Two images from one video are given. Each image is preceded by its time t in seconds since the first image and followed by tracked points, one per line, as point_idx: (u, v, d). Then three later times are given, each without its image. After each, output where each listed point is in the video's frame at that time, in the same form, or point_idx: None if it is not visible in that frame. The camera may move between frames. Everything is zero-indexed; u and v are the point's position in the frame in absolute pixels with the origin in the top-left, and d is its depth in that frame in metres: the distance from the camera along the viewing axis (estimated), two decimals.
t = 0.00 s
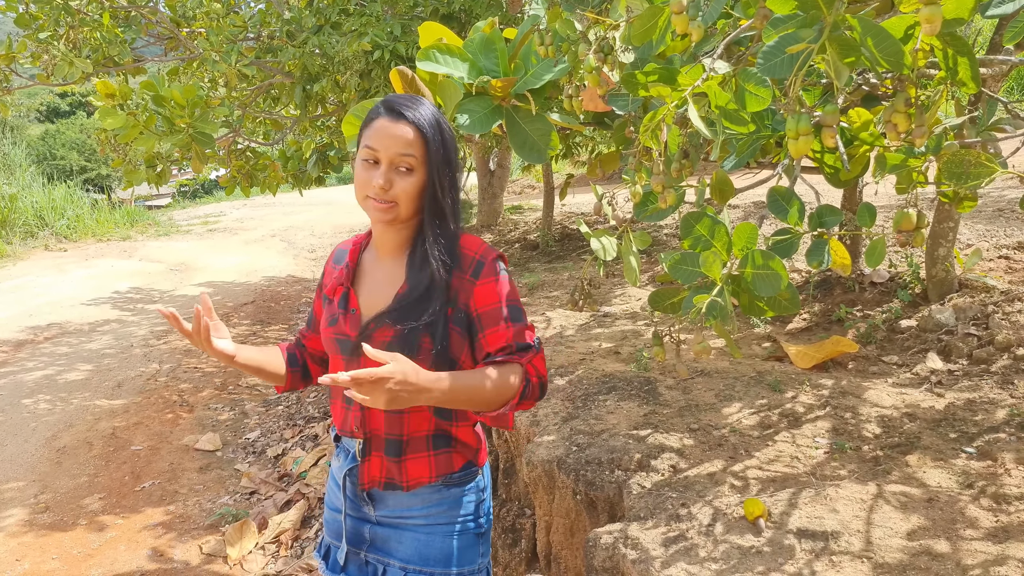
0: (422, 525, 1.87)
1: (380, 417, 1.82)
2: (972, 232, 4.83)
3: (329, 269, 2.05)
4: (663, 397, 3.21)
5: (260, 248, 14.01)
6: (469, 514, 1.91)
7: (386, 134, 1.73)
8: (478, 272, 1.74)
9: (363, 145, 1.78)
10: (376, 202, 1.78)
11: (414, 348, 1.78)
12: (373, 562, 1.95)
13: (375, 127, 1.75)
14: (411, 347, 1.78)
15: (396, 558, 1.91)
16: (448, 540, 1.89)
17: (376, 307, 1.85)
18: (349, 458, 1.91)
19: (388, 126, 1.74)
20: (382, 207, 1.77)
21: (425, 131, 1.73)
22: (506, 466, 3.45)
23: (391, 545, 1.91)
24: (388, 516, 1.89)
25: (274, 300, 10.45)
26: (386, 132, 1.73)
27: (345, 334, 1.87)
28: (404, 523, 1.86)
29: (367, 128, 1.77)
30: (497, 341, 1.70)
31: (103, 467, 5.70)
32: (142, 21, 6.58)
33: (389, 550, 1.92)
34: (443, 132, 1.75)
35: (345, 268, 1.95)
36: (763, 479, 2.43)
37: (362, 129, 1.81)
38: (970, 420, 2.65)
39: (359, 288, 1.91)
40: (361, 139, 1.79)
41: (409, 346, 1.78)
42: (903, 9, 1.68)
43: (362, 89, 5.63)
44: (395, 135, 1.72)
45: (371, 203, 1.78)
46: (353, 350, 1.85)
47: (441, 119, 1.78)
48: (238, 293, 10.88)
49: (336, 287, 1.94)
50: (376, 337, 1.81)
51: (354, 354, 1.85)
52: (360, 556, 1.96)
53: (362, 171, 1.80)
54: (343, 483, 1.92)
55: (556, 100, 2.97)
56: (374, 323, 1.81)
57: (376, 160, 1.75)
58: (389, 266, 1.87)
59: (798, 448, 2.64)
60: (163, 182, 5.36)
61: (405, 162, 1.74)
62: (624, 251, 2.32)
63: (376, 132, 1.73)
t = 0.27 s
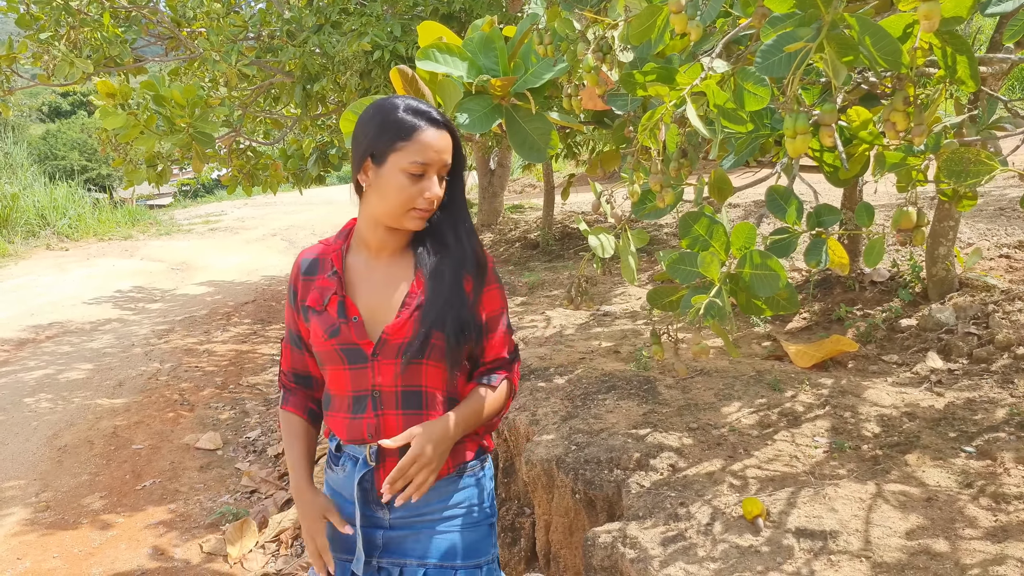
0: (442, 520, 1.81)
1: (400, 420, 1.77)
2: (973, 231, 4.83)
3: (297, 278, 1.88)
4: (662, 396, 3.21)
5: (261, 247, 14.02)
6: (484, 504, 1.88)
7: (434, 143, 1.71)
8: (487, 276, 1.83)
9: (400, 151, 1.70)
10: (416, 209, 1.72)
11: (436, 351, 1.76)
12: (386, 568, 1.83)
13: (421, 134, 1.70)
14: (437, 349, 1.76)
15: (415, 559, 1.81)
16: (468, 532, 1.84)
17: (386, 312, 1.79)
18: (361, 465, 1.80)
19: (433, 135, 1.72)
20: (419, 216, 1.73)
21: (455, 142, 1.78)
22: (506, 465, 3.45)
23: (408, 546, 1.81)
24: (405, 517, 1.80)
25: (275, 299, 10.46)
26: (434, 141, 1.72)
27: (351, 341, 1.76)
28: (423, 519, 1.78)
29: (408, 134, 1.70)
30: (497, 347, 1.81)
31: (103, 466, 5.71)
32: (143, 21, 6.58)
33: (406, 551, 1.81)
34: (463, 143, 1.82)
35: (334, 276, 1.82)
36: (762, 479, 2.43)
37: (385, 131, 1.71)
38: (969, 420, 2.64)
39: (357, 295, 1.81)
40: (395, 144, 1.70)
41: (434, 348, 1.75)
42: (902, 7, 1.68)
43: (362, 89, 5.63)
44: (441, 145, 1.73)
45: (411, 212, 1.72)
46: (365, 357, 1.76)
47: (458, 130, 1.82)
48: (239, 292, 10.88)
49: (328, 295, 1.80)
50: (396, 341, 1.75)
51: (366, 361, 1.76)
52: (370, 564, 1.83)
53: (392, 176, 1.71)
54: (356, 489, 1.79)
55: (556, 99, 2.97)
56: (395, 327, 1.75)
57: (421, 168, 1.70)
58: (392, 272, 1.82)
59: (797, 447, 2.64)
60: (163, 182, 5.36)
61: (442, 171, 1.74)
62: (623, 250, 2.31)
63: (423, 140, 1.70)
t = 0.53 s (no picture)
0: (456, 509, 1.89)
1: (420, 417, 1.81)
2: (976, 231, 4.81)
3: (293, 280, 1.76)
4: (664, 396, 3.21)
5: (264, 248, 14.04)
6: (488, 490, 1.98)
7: (463, 151, 1.72)
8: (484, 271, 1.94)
9: (434, 159, 1.67)
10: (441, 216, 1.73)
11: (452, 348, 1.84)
12: (403, 564, 1.86)
13: (452, 142, 1.70)
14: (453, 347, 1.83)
15: (432, 548, 1.88)
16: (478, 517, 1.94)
17: (402, 312, 1.80)
18: (378, 469, 1.79)
19: (461, 142, 1.72)
20: (442, 222, 1.74)
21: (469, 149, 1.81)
22: (508, 466, 3.44)
23: (425, 537, 1.87)
24: (422, 511, 1.85)
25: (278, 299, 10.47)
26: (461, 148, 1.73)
27: (371, 345, 1.74)
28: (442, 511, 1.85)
29: (441, 143, 1.68)
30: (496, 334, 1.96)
31: (107, 466, 5.72)
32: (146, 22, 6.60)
33: (424, 543, 1.87)
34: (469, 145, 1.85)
35: (343, 278, 1.76)
36: (764, 479, 2.42)
37: (415, 137, 1.67)
38: (973, 420, 2.63)
39: (369, 297, 1.77)
40: (429, 152, 1.67)
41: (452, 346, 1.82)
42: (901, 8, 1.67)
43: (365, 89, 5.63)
44: (466, 152, 1.74)
45: (440, 219, 1.73)
46: (387, 359, 1.76)
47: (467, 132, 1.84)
48: (242, 293, 10.90)
49: (342, 298, 1.74)
50: (417, 341, 1.78)
51: (387, 363, 1.76)
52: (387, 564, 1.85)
53: (422, 183, 1.68)
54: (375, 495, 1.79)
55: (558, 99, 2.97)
56: (417, 328, 1.78)
57: (452, 176, 1.70)
58: (404, 274, 1.82)
59: (800, 447, 2.63)
60: (167, 183, 5.37)
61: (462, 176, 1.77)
62: (624, 251, 2.31)
63: (455, 148, 1.70)
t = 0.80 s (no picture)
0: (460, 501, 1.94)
1: (429, 413, 1.84)
2: (978, 229, 4.81)
3: (302, 281, 1.73)
4: (666, 395, 3.21)
5: (266, 247, 14.06)
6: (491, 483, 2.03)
7: (471, 148, 1.73)
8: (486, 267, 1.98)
9: (444, 157, 1.68)
10: (449, 214, 1.73)
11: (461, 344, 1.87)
12: (409, 556, 1.91)
13: (461, 140, 1.71)
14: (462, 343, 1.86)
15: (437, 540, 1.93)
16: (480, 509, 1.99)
17: (412, 310, 1.81)
18: (387, 466, 1.81)
19: (468, 139, 1.74)
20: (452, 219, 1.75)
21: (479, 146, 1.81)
22: (510, 465, 3.45)
23: (430, 529, 1.92)
24: (428, 505, 1.90)
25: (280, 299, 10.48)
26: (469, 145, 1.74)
27: (384, 343, 1.75)
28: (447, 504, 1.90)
29: (451, 140, 1.69)
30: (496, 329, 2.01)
31: (110, 465, 5.73)
32: (147, 21, 6.61)
33: (430, 535, 1.92)
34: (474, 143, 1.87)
35: (355, 277, 1.75)
36: (766, 477, 2.42)
37: (425, 135, 1.68)
38: (974, 418, 2.63)
39: (380, 296, 1.77)
40: (439, 150, 1.67)
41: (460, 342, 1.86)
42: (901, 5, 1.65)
43: (366, 89, 5.62)
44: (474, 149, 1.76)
45: (450, 216, 1.73)
46: (398, 357, 1.77)
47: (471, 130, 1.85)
48: (244, 292, 10.92)
49: (354, 298, 1.73)
50: (427, 339, 1.81)
51: (399, 361, 1.77)
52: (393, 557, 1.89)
53: (433, 180, 1.69)
54: (383, 491, 1.80)
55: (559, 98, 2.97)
56: (427, 325, 1.81)
57: (462, 173, 1.71)
58: (413, 272, 1.83)
59: (801, 446, 2.63)
60: (169, 182, 5.38)
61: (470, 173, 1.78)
62: (624, 250, 2.31)
63: (464, 145, 1.71)
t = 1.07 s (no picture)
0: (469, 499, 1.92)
1: (435, 417, 1.84)
2: (978, 227, 4.81)
3: (312, 278, 1.77)
4: (667, 393, 3.22)
5: (265, 246, 14.06)
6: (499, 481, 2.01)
7: (485, 150, 1.74)
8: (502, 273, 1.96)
9: (457, 158, 1.69)
10: (463, 214, 1.74)
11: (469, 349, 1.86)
12: (415, 553, 1.89)
13: (476, 141, 1.72)
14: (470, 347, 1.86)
15: (444, 538, 1.90)
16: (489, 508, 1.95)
17: (420, 312, 1.82)
18: (391, 463, 1.82)
19: (483, 142, 1.74)
20: (463, 220, 1.76)
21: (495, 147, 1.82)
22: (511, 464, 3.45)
23: (437, 526, 1.90)
24: (435, 501, 1.88)
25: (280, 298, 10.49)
26: (483, 147, 1.75)
27: (388, 344, 1.77)
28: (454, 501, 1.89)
29: (465, 141, 1.70)
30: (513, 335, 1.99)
31: (110, 465, 5.74)
32: (146, 20, 6.60)
33: (435, 532, 1.90)
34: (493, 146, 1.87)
35: (363, 277, 1.78)
36: (766, 476, 2.43)
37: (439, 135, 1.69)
38: (974, 416, 2.64)
39: (388, 295, 1.80)
40: (453, 150, 1.69)
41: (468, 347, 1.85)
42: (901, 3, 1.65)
43: (366, 87, 5.62)
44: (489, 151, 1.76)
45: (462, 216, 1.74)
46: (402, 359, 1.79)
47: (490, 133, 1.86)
48: (244, 292, 10.92)
49: (360, 298, 1.76)
50: (433, 342, 1.81)
51: (403, 363, 1.79)
52: (399, 552, 1.88)
53: (446, 180, 1.71)
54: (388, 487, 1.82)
55: (559, 97, 2.97)
56: (434, 329, 1.81)
57: (475, 174, 1.72)
58: (424, 273, 1.84)
59: (801, 444, 2.64)
60: (168, 181, 5.38)
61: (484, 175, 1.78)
62: (625, 248, 2.31)
63: (478, 147, 1.72)
